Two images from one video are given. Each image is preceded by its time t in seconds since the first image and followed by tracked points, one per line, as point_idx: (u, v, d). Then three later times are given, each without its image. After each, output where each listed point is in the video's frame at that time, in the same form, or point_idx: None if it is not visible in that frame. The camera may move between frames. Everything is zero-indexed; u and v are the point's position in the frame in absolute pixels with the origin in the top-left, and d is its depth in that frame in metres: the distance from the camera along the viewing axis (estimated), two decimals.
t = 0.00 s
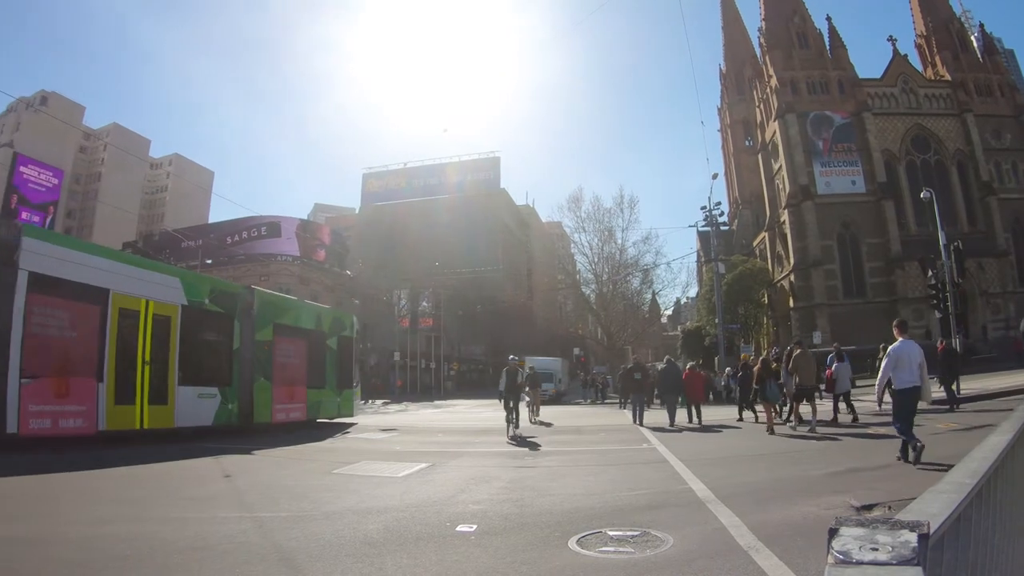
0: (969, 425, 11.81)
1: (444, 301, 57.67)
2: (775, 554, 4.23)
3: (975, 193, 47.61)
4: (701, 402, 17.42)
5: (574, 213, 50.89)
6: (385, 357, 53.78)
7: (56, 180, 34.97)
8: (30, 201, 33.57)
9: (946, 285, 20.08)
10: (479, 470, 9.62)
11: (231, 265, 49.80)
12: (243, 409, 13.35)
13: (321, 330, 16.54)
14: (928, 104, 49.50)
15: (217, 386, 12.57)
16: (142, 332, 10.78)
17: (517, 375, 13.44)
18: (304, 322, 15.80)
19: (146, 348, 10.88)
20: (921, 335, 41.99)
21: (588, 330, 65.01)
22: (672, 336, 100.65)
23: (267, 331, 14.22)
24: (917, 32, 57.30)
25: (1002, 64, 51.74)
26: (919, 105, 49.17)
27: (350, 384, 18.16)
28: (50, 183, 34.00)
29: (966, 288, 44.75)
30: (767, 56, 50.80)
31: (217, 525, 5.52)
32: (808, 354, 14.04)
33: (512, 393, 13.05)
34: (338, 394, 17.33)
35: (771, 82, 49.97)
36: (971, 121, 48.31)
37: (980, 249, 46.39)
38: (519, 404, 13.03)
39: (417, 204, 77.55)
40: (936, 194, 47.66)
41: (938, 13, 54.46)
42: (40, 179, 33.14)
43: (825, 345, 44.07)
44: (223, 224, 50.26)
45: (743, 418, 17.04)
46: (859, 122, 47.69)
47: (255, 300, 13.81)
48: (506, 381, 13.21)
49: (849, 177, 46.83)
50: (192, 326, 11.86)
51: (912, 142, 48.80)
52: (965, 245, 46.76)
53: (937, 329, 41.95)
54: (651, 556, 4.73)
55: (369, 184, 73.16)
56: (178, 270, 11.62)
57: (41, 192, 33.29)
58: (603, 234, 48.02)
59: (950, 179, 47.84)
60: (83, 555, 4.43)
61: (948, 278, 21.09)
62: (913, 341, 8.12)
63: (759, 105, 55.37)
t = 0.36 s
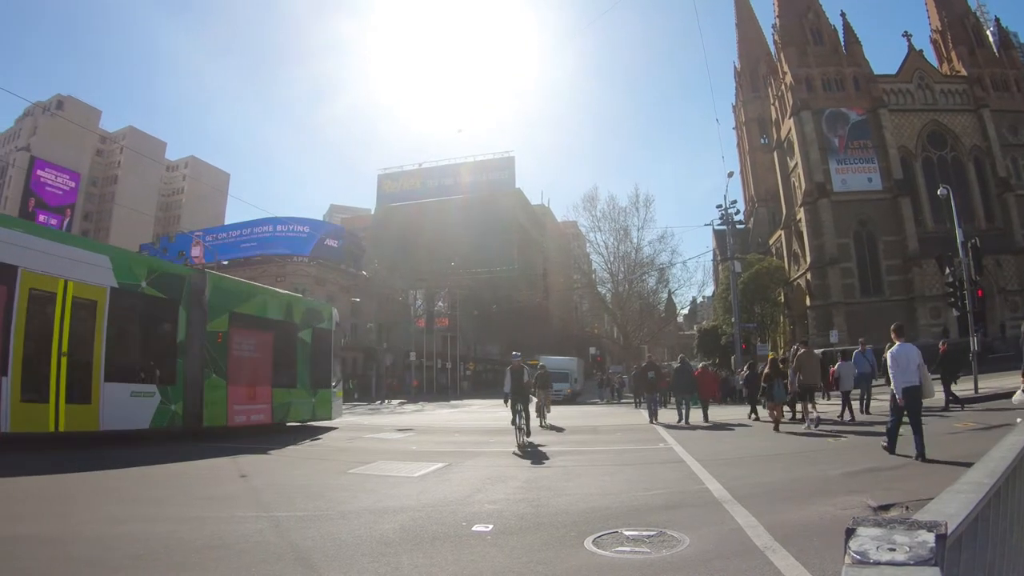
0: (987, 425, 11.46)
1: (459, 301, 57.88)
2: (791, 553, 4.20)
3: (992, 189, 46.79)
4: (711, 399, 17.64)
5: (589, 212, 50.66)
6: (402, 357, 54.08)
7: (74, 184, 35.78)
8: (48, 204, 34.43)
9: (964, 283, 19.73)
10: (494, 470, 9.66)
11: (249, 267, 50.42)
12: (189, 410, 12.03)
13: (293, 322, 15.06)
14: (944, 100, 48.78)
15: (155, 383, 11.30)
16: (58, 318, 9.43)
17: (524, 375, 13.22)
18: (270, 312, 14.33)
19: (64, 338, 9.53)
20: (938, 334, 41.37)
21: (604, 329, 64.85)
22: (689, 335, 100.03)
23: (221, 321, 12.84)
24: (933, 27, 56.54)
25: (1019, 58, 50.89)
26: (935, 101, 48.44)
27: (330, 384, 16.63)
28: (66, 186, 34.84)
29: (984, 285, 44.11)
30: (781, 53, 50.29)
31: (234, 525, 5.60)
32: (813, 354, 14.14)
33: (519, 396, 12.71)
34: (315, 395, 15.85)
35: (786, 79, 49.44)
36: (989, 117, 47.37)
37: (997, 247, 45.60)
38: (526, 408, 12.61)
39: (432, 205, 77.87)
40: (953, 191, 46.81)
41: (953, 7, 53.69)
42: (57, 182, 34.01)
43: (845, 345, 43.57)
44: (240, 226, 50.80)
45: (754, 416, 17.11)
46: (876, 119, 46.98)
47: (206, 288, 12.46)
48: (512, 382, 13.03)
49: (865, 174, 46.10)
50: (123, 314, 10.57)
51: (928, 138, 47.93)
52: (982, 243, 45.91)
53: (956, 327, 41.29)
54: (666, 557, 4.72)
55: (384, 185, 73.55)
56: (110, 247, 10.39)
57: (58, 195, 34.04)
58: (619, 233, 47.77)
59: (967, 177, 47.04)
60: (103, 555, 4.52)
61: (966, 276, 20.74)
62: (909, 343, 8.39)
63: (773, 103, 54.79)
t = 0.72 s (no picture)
0: (1005, 425, 11.18)
1: (474, 301, 58.01)
2: (809, 554, 4.16)
3: (1010, 185, 46.02)
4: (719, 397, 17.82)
5: (604, 211, 50.38)
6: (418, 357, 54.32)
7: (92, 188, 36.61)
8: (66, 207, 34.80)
9: (982, 280, 19.40)
10: (509, 469, 9.69)
11: (265, 268, 51.01)
12: (116, 409, 10.63)
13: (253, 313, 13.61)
14: (960, 96, 48.05)
15: (73, 377, 10.04)
16: None
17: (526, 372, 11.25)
18: (223, 300, 12.84)
19: None
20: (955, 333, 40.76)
21: (620, 329, 64.65)
22: (705, 334, 99.31)
23: (160, 308, 11.43)
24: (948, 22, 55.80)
25: None
26: (951, 97, 47.72)
27: (297, 382, 15.07)
28: (84, 189, 35.24)
29: (1003, 283, 43.26)
30: (796, 49, 49.74)
31: (251, 525, 5.67)
32: (821, 355, 14.29)
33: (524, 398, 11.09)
34: (276, 395, 14.28)
35: (800, 76, 48.89)
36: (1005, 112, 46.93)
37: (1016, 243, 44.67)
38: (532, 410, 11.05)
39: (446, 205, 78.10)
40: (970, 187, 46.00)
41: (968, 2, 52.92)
42: (74, 185, 34.45)
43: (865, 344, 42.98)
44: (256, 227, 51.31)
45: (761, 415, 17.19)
46: (891, 115, 46.30)
47: (141, 269, 11.12)
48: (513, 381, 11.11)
49: (881, 171, 45.39)
50: (31, 295, 9.41)
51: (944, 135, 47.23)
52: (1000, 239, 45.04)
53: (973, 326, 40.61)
54: (682, 556, 4.71)
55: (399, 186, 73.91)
56: (17, 219, 9.29)
57: (75, 197, 34.67)
58: (634, 232, 47.48)
59: (984, 174, 46.32)
60: (125, 553, 4.61)
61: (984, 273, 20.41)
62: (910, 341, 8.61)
63: (788, 100, 54.18)
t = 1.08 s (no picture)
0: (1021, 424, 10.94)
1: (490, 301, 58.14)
2: (825, 554, 4.13)
3: None
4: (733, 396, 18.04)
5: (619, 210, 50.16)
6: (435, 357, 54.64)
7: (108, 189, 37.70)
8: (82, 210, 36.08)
9: (1001, 278, 19.06)
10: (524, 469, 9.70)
11: (282, 269, 51.58)
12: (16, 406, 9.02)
13: (204, 301, 11.62)
14: (976, 91, 47.28)
15: None
16: None
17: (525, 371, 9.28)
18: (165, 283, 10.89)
19: None
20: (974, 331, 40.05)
21: (636, 328, 64.36)
22: (722, 333, 98.59)
23: (80, 290, 9.54)
24: (964, 17, 54.92)
25: None
26: (968, 92, 46.98)
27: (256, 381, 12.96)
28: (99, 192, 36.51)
29: None
30: (810, 46, 49.23)
31: (268, 524, 5.76)
32: (828, 355, 14.30)
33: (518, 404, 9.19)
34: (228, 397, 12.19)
35: (815, 73, 48.37)
36: None
37: None
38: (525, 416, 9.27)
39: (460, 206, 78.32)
40: (988, 184, 45.17)
41: None
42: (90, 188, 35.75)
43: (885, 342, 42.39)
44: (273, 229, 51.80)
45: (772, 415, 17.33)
46: (908, 112, 45.68)
47: (55, 244, 9.33)
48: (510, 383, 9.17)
49: (897, 168, 44.75)
50: None
51: (960, 130, 46.56)
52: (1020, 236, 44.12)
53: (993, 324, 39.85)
54: (698, 556, 4.68)
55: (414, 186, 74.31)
56: None
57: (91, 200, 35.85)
58: (650, 231, 47.24)
59: (1001, 171, 45.53)
60: (146, 553, 4.69)
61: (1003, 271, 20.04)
62: (913, 342, 8.59)
63: (803, 97, 53.56)
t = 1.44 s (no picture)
0: None
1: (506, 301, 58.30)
2: (843, 555, 4.08)
3: None
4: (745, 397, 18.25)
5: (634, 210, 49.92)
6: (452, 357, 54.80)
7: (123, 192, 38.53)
8: (99, 212, 36.99)
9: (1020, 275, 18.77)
10: (541, 469, 9.70)
11: (298, 270, 52.27)
12: None
13: (131, 285, 10.40)
14: (993, 86, 46.59)
15: None
16: None
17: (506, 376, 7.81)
18: (81, 265, 9.73)
19: None
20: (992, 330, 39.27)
21: (653, 327, 64.01)
22: (738, 332, 97.82)
23: None
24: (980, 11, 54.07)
25: None
26: (984, 88, 46.35)
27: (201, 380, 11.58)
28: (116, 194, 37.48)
29: None
30: (824, 43, 48.68)
31: (286, 524, 5.83)
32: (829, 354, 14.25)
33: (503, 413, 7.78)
34: (163, 397, 10.87)
35: (829, 70, 47.81)
36: None
37: None
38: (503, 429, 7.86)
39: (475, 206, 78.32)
40: (1006, 180, 44.37)
41: None
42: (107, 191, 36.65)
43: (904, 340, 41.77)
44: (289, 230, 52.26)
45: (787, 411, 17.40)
46: (923, 107, 45.08)
47: None
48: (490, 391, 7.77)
49: (914, 164, 44.09)
50: None
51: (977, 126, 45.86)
52: None
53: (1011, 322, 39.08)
54: (715, 556, 4.67)
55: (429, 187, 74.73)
56: None
57: (108, 202, 36.77)
58: (666, 230, 46.98)
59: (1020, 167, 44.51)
60: (165, 553, 4.78)
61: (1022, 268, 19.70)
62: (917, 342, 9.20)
63: (818, 94, 52.97)
